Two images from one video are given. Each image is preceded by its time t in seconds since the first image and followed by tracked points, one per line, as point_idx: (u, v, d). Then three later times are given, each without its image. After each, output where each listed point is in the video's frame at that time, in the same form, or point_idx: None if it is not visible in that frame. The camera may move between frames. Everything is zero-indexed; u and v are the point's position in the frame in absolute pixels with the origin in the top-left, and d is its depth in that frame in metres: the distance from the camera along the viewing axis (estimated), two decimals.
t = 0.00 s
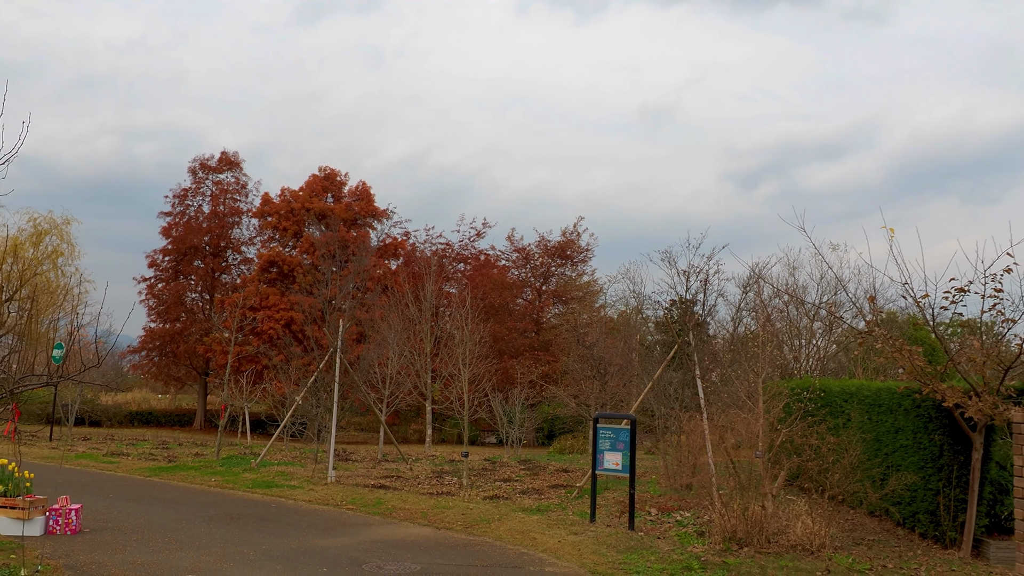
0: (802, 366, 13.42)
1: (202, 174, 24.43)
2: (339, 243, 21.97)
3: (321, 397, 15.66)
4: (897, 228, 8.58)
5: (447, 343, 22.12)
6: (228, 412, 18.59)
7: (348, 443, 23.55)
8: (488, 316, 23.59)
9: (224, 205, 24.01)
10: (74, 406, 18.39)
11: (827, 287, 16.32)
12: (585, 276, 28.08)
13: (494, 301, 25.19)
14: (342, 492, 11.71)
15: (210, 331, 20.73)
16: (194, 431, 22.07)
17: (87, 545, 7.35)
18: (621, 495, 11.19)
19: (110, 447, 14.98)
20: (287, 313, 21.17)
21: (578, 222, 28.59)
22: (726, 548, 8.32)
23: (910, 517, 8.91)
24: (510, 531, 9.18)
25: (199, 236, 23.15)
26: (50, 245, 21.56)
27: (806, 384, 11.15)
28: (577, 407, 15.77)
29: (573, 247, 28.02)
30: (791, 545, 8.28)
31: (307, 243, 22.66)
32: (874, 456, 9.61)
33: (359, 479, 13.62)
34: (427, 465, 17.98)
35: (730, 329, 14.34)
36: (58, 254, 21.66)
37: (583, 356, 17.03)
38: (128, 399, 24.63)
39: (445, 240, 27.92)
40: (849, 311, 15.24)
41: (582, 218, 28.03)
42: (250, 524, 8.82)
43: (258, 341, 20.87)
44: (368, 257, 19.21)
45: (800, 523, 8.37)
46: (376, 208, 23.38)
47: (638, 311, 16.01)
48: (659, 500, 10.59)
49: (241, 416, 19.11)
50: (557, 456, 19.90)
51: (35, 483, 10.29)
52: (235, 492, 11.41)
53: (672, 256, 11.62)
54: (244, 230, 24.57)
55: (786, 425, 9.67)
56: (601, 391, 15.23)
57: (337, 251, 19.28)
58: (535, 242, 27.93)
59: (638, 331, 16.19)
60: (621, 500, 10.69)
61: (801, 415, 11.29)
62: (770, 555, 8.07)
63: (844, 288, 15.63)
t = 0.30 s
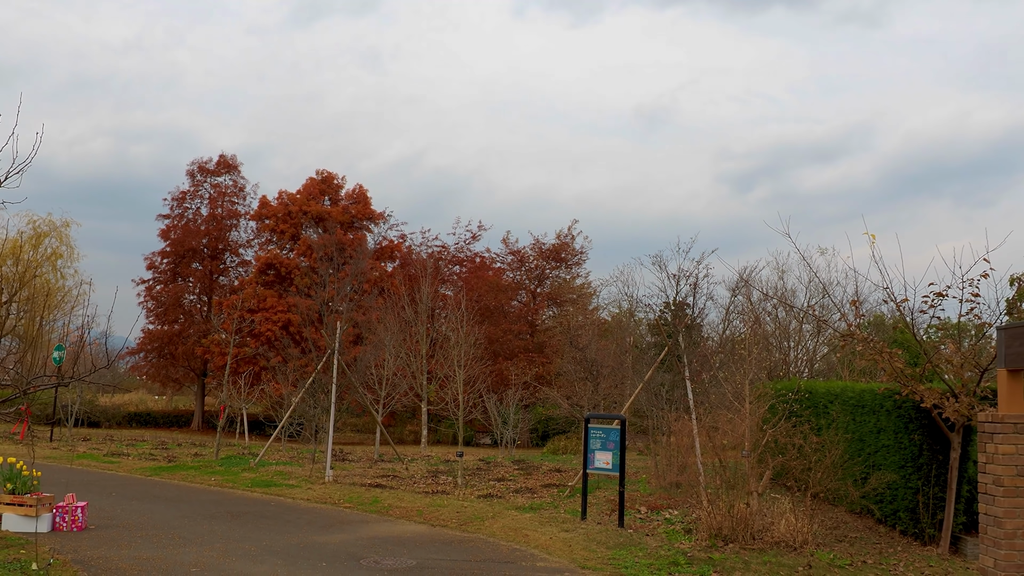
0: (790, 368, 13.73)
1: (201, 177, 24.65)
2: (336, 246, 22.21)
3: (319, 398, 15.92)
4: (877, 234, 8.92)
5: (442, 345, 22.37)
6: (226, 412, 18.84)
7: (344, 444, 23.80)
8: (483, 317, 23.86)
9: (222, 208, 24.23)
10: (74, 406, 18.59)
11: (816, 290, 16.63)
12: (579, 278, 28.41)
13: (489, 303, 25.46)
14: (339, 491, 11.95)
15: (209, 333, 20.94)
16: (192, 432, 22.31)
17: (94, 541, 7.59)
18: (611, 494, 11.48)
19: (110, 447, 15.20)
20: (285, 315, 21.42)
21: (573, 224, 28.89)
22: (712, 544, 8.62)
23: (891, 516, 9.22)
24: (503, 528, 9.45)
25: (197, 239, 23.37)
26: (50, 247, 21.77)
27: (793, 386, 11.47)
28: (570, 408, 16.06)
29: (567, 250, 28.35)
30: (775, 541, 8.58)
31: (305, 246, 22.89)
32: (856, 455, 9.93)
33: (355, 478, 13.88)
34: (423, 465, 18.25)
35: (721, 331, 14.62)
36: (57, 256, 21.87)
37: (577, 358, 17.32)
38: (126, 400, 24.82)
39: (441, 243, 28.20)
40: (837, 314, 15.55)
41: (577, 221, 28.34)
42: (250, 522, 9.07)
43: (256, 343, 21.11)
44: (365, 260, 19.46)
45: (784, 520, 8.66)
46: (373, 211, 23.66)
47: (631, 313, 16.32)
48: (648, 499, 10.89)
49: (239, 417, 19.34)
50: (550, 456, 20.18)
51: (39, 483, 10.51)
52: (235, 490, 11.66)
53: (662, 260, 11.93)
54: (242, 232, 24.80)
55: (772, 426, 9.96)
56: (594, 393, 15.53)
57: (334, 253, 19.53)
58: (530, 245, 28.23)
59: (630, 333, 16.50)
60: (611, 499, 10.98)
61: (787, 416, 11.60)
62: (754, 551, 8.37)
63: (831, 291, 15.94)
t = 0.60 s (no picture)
0: (779, 370, 14.01)
1: (199, 179, 24.86)
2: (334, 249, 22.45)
3: (316, 399, 16.14)
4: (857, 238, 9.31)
5: (438, 346, 22.60)
6: (224, 413, 19.05)
7: (341, 444, 24.02)
8: (478, 319, 24.11)
9: (220, 211, 24.45)
10: (73, 407, 18.80)
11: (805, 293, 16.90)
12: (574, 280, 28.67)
13: (484, 305, 25.72)
14: (336, 490, 12.19)
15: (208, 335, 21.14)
16: (189, 432, 22.52)
17: (98, 538, 7.83)
18: (603, 493, 11.75)
19: (110, 447, 15.42)
20: (282, 317, 21.66)
21: (567, 226, 29.16)
22: (698, 541, 8.89)
23: (874, 513, 9.48)
24: (497, 525, 9.71)
25: (195, 241, 23.59)
26: (49, 249, 21.99)
27: (779, 387, 11.74)
28: (563, 409, 16.33)
29: (561, 252, 28.63)
30: (760, 538, 8.84)
31: (302, 248, 23.12)
32: (840, 454, 10.19)
33: (352, 478, 14.11)
34: (418, 465, 18.48)
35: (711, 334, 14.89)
36: (56, 258, 22.08)
37: (572, 359, 17.60)
38: (124, 401, 25.01)
39: (437, 245, 28.46)
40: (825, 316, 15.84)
41: (571, 223, 28.62)
42: (250, 520, 9.31)
43: (254, 345, 21.34)
44: (362, 263, 19.70)
45: (769, 518, 8.93)
46: (369, 214, 23.90)
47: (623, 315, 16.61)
48: (639, 497, 11.16)
49: (238, 417, 19.56)
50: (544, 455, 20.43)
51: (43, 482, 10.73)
52: (234, 490, 11.89)
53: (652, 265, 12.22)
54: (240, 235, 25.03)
55: (759, 427, 10.23)
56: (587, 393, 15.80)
57: (331, 255, 19.76)
58: (525, 247, 28.50)
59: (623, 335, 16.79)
60: (602, 497, 11.25)
61: (775, 416, 11.86)
62: (740, 547, 8.64)
63: (820, 295, 16.24)
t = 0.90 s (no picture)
0: (768, 372, 14.30)
1: (197, 182, 25.08)
2: (331, 251, 22.69)
3: (313, 400, 16.39)
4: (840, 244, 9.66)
5: (434, 347, 22.84)
6: (223, 413, 19.26)
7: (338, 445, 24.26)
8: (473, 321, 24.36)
9: (218, 213, 24.67)
10: (74, 408, 19.01)
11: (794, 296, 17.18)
12: (568, 282, 28.95)
13: (480, 307, 26.02)
14: (334, 489, 12.43)
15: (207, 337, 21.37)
16: (188, 433, 22.74)
17: (104, 535, 8.07)
18: (595, 491, 12.03)
19: (111, 447, 15.65)
20: (280, 319, 21.91)
21: (562, 229, 29.48)
22: (686, 538, 9.15)
23: (859, 511, 9.73)
24: (491, 523, 9.97)
25: (194, 244, 23.83)
26: (49, 251, 22.20)
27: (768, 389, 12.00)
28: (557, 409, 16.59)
29: (556, 254, 28.96)
30: (747, 535, 9.10)
31: (300, 251, 23.39)
32: (826, 454, 10.45)
33: (349, 477, 14.36)
34: (415, 465, 18.73)
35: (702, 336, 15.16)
36: (56, 261, 22.28)
37: (566, 361, 17.87)
38: (123, 402, 25.20)
39: (433, 248, 28.74)
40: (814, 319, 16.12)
41: (566, 226, 28.94)
42: (250, 517, 9.56)
43: (253, 346, 21.58)
44: (359, 266, 19.96)
45: (755, 516, 9.19)
46: (366, 217, 24.15)
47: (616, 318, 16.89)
48: (629, 495, 11.45)
49: (236, 418, 19.78)
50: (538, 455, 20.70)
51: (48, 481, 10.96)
52: (233, 489, 12.13)
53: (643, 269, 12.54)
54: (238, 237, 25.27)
55: (747, 429, 10.50)
56: (580, 394, 16.07)
57: (328, 258, 19.99)
58: (521, 250, 28.80)
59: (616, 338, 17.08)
60: (594, 496, 11.51)
61: (763, 417, 12.12)
62: (726, 544, 8.90)
63: (809, 298, 16.55)
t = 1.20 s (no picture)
0: (759, 375, 14.55)
1: (195, 185, 25.30)
2: (329, 254, 22.93)
3: (311, 401, 16.65)
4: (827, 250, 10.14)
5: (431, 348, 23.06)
6: (222, 414, 19.49)
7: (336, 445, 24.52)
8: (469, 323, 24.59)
9: (216, 216, 24.90)
10: (74, 409, 19.21)
11: (785, 299, 17.44)
12: (563, 284, 29.20)
13: (476, 309, 26.31)
14: (332, 488, 12.68)
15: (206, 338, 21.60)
16: (187, 434, 22.97)
17: (108, 532, 8.32)
18: (586, 491, 12.31)
19: (111, 448, 15.88)
20: (278, 321, 22.14)
21: (558, 231, 29.75)
22: (674, 535, 9.42)
23: (843, 510, 10.02)
24: (484, 521, 10.24)
25: (192, 246, 24.04)
26: (48, 254, 22.40)
27: (757, 391, 12.27)
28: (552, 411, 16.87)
29: (552, 257, 29.24)
30: (733, 533, 9.37)
31: (297, 254, 23.63)
32: (812, 454, 10.73)
33: (346, 477, 14.61)
34: (411, 465, 18.98)
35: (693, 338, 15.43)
36: (56, 263, 22.47)
37: (561, 362, 18.14)
38: (121, 403, 25.39)
39: (430, 250, 29.00)
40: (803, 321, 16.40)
41: (562, 229, 29.24)
42: (250, 515, 9.81)
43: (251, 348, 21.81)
44: (357, 268, 20.20)
45: (742, 514, 9.45)
46: (363, 219, 24.38)
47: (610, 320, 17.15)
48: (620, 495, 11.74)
49: (235, 418, 20.02)
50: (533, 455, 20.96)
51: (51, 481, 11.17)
52: (233, 488, 12.38)
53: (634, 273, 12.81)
54: (236, 240, 25.51)
55: (735, 430, 10.78)
56: (573, 395, 16.33)
57: (326, 260, 20.21)
58: (516, 252, 29.07)
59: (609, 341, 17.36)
60: (586, 495, 11.79)
61: (752, 418, 12.38)
62: (713, 541, 9.17)
63: (798, 301, 16.84)
